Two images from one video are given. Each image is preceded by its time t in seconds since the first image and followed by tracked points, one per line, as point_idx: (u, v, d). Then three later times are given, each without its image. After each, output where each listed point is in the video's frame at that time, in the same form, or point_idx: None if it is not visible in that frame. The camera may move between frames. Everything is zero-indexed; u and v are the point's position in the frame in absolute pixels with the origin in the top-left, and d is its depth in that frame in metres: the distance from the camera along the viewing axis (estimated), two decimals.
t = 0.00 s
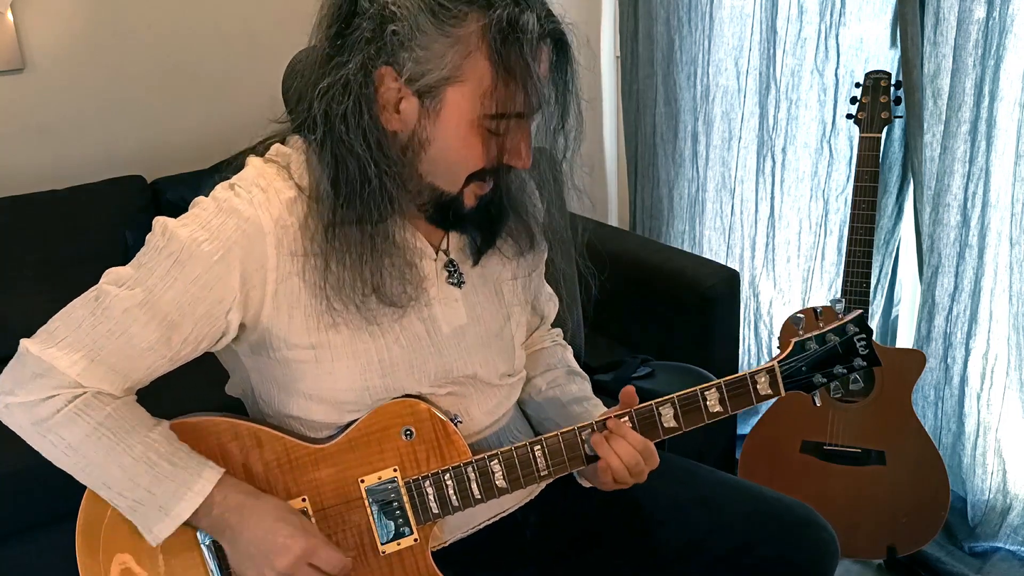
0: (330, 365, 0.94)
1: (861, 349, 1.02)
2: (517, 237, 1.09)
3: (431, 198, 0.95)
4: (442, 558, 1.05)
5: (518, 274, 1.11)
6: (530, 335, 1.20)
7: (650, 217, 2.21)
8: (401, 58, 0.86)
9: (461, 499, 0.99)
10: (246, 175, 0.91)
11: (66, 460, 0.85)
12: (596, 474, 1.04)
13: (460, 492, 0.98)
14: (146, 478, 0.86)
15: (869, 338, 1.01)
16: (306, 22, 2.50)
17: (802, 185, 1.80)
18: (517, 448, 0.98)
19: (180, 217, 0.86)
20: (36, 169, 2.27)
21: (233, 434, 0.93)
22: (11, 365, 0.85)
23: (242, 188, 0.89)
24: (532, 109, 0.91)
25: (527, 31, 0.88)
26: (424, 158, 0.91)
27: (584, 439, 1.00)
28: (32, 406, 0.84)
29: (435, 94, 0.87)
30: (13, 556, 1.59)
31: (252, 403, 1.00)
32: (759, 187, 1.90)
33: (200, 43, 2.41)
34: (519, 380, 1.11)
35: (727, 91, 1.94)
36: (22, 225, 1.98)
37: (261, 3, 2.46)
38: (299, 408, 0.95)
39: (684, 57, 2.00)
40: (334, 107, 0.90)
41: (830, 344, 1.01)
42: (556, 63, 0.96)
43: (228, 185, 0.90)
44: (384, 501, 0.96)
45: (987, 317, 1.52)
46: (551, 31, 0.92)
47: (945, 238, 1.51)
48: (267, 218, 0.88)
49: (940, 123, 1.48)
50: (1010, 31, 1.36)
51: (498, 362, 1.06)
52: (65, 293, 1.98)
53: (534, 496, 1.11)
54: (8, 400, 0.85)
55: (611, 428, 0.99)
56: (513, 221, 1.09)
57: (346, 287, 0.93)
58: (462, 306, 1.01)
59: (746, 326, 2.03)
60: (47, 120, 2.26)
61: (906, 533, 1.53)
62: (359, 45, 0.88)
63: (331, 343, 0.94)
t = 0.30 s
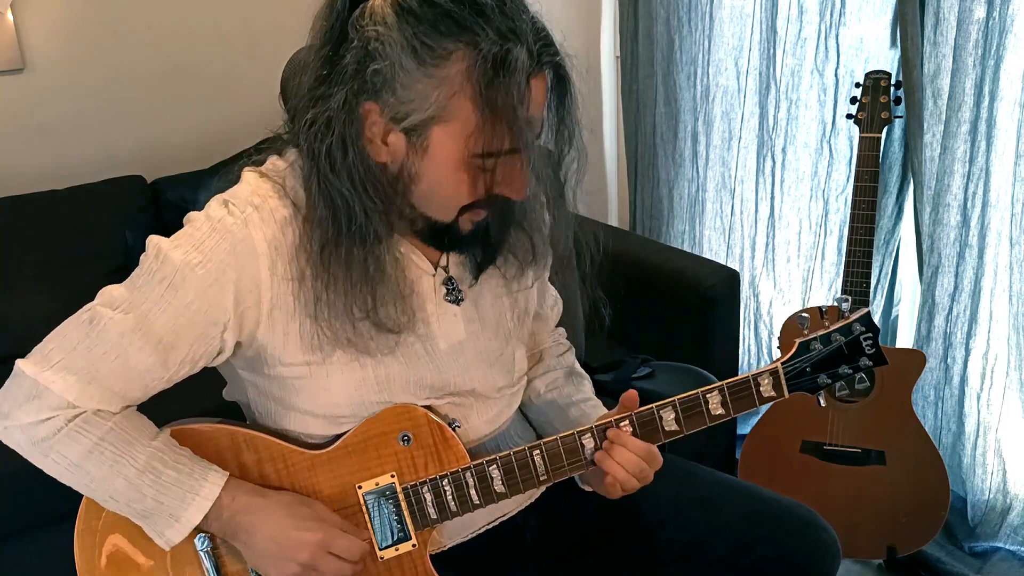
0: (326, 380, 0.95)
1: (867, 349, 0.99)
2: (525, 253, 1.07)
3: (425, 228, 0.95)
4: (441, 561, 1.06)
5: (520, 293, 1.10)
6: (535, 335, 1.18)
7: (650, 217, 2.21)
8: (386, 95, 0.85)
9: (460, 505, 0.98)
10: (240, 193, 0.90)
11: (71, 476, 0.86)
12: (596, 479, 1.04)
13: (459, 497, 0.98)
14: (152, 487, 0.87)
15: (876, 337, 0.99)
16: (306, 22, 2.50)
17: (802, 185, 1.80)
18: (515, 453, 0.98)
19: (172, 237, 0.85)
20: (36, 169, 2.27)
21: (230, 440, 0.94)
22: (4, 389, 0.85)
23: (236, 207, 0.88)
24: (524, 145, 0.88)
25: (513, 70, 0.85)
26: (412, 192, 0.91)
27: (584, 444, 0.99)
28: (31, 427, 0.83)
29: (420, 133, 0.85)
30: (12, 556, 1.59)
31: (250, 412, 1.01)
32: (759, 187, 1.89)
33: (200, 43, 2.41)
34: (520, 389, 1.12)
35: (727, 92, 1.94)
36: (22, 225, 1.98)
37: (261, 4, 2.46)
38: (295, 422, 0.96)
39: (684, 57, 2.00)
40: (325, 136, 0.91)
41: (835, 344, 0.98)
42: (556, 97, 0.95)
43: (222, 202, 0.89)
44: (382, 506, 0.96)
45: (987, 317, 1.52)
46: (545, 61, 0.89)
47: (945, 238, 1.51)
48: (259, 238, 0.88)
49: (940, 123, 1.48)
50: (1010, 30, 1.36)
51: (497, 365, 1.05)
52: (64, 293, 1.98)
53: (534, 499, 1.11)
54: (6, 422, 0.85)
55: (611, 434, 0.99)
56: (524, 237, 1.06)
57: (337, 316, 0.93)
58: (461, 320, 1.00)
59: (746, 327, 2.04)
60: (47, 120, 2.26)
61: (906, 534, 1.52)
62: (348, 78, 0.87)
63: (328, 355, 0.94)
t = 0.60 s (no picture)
0: (328, 387, 0.95)
1: (873, 348, 0.98)
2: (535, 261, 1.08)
3: (427, 238, 0.95)
4: (442, 563, 1.06)
5: (520, 301, 1.10)
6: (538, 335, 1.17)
7: (650, 217, 2.21)
8: (381, 113, 0.85)
9: (460, 508, 0.99)
10: (240, 199, 0.90)
11: (75, 486, 0.85)
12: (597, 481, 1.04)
13: (459, 500, 0.98)
14: (158, 496, 0.87)
15: (882, 337, 0.98)
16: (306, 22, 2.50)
17: (802, 185, 1.80)
18: (515, 456, 0.98)
19: (172, 246, 0.85)
20: (35, 169, 2.27)
21: (230, 446, 0.94)
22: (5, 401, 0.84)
23: (237, 213, 0.88)
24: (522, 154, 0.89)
25: (508, 81, 0.85)
26: (412, 205, 0.91)
27: (586, 446, 0.99)
28: (35, 440, 0.82)
29: (417, 149, 0.85)
30: (13, 555, 1.59)
31: (249, 415, 1.01)
32: (759, 187, 1.90)
33: (200, 42, 2.41)
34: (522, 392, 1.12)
35: (727, 92, 1.94)
36: (22, 225, 1.98)
37: (261, 3, 2.46)
38: (297, 428, 0.96)
39: (684, 57, 2.00)
40: (321, 153, 0.90)
41: (839, 344, 0.98)
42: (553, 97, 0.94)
43: (222, 209, 0.88)
44: (383, 510, 0.97)
45: (987, 317, 1.52)
46: (543, 69, 0.89)
47: (945, 238, 1.51)
48: (259, 246, 0.88)
49: (940, 123, 1.48)
50: (1010, 30, 1.36)
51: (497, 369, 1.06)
52: (64, 293, 1.98)
53: (535, 502, 1.12)
54: (7, 435, 0.83)
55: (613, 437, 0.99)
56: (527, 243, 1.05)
57: (337, 328, 0.93)
58: (463, 327, 1.01)
59: (746, 327, 2.04)
60: (47, 120, 2.25)
61: (906, 534, 1.53)
62: (341, 95, 0.87)
63: (329, 362, 0.94)
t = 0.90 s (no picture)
0: (328, 389, 0.95)
1: (873, 348, 0.98)
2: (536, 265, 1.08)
3: (438, 235, 0.94)
4: (441, 562, 1.06)
5: (522, 304, 1.09)
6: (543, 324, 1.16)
7: (650, 217, 2.21)
8: (386, 104, 0.85)
9: (460, 508, 0.99)
10: (241, 199, 0.89)
11: (76, 486, 0.85)
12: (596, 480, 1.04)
13: (459, 500, 0.98)
14: (157, 499, 0.87)
15: (882, 337, 0.98)
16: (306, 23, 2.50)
17: (802, 185, 1.80)
18: (515, 456, 0.98)
19: (173, 245, 0.84)
20: (36, 169, 2.27)
21: (230, 447, 0.94)
22: (7, 398, 0.84)
23: (239, 212, 0.87)
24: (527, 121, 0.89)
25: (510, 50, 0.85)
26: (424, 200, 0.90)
27: (586, 447, 0.99)
28: (35, 439, 0.82)
29: (426, 135, 0.85)
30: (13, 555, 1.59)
31: (249, 412, 1.01)
32: (759, 187, 1.90)
33: (200, 42, 2.41)
34: (524, 390, 1.12)
35: (727, 92, 1.94)
36: (23, 225, 1.98)
37: (262, 4, 2.46)
38: (296, 427, 0.96)
39: (684, 57, 2.00)
40: (325, 156, 0.90)
41: (839, 346, 0.98)
42: (549, 76, 0.94)
43: (223, 208, 0.88)
44: (382, 511, 0.97)
45: (987, 317, 1.51)
46: (539, 41, 0.90)
47: (945, 238, 1.51)
48: (262, 245, 0.88)
49: (940, 123, 1.48)
50: (1010, 30, 1.36)
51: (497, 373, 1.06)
52: (64, 293, 1.98)
53: (535, 503, 1.12)
54: (8, 433, 0.84)
55: (613, 437, 0.99)
56: (530, 230, 1.03)
57: (338, 332, 0.93)
58: (463, 329, 1.00)
59: (746, 327, 2.04)
60: (47, 120, 2.26)
61: (906, 533, 1.53)
62: (340, 96, 0.87)
63: (329, 364, 0.94)
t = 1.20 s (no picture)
0: (331, 389, 0.95)
1: (880, 351, 0.96)
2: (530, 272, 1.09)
3: (450, 224, 0.92)
4: (442, 564, 1.06)
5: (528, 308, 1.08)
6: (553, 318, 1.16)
7: (651, 217, 2.21)
8: (391, 85, 0.85)
9: (461, 510, 0.99)
10: (245, 199, 0.89)
11: (77, 483, 0.86)
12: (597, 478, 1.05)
13: (460, 502, 0.98)
14: (158, 497, 0.87)
15: (889, 339, 0.95)
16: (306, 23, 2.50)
17: (802, 185, 1.80)
18: (516, 458, 0.97)
19: (176, 245, 0.84)
20: (36, 169, 2.27)
21: (231, 447, 0.94)
22: (9, 396, 0.84)
23: (243, 212, 0.87)
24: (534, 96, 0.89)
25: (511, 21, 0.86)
26: (436, 183, 0.89)
27: (586, 448, 0.99)
28: (36, 437, 0.82)
29: (434, 114, 0.85)
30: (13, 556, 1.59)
31: (253, 409, 1.02)
32: (759, 187, 1.90)
33: (200, 43, 2.41)
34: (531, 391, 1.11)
35: (727, 91, 1.94)
36: (23, 225, 1.98)
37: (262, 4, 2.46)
38: (297, 425, 0.97)
39: (684, 57, 2.00)
40: (332, 147, 0.90)
41: (845, 347, 0.96)
42: (543, 51, 0.91)
43: (227, 207, 0.88)
44: (382, 512, 0.97)
45: (987, 317, 1.51)
46: (534, 15, 0.90)
47: (945, 238, 1.51)
48: (264, 244, 0.87)
49: (940, 123, 1.48)
50: (1010, 30, 1.36)
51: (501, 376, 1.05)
52: (64, 293, 1.98)
53: (536, 505, 1.12)
54: (9, 431, 0.84)
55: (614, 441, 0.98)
56: (541, 220, 1.05)
57: (343, 333, 0.92)
58: (467, 330, 1.00)
59: (746, 327, 2.04)
60: (47, 120, 2.26)
61: (905, 533, 1.53)
62: (344, 86, 0.87)
63: (331, 366, 0.94)
